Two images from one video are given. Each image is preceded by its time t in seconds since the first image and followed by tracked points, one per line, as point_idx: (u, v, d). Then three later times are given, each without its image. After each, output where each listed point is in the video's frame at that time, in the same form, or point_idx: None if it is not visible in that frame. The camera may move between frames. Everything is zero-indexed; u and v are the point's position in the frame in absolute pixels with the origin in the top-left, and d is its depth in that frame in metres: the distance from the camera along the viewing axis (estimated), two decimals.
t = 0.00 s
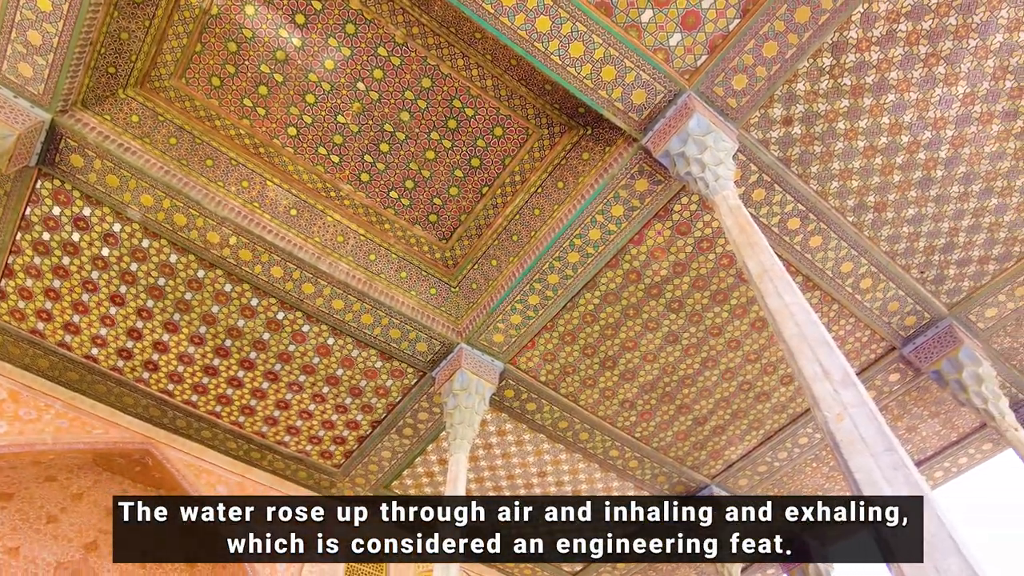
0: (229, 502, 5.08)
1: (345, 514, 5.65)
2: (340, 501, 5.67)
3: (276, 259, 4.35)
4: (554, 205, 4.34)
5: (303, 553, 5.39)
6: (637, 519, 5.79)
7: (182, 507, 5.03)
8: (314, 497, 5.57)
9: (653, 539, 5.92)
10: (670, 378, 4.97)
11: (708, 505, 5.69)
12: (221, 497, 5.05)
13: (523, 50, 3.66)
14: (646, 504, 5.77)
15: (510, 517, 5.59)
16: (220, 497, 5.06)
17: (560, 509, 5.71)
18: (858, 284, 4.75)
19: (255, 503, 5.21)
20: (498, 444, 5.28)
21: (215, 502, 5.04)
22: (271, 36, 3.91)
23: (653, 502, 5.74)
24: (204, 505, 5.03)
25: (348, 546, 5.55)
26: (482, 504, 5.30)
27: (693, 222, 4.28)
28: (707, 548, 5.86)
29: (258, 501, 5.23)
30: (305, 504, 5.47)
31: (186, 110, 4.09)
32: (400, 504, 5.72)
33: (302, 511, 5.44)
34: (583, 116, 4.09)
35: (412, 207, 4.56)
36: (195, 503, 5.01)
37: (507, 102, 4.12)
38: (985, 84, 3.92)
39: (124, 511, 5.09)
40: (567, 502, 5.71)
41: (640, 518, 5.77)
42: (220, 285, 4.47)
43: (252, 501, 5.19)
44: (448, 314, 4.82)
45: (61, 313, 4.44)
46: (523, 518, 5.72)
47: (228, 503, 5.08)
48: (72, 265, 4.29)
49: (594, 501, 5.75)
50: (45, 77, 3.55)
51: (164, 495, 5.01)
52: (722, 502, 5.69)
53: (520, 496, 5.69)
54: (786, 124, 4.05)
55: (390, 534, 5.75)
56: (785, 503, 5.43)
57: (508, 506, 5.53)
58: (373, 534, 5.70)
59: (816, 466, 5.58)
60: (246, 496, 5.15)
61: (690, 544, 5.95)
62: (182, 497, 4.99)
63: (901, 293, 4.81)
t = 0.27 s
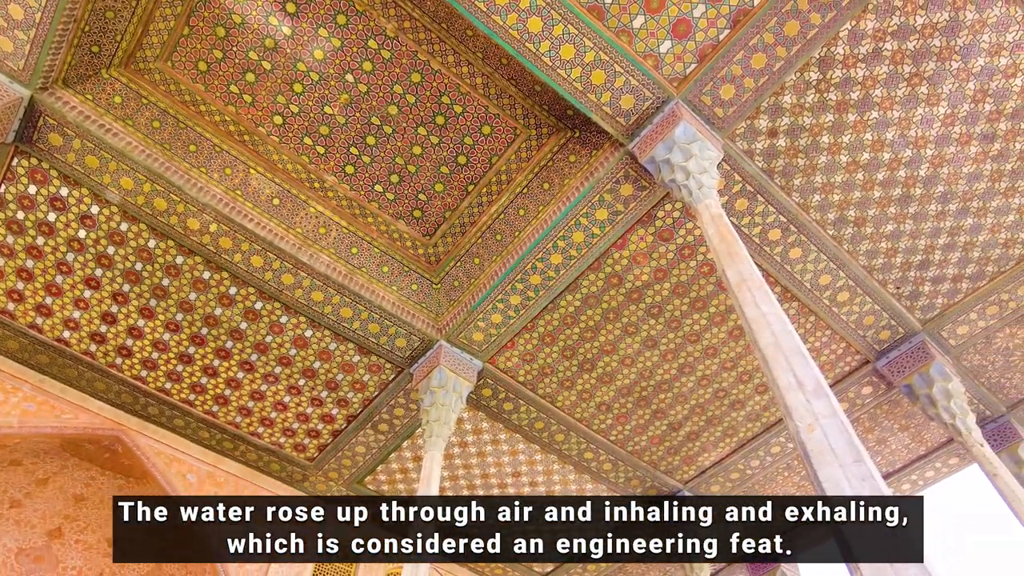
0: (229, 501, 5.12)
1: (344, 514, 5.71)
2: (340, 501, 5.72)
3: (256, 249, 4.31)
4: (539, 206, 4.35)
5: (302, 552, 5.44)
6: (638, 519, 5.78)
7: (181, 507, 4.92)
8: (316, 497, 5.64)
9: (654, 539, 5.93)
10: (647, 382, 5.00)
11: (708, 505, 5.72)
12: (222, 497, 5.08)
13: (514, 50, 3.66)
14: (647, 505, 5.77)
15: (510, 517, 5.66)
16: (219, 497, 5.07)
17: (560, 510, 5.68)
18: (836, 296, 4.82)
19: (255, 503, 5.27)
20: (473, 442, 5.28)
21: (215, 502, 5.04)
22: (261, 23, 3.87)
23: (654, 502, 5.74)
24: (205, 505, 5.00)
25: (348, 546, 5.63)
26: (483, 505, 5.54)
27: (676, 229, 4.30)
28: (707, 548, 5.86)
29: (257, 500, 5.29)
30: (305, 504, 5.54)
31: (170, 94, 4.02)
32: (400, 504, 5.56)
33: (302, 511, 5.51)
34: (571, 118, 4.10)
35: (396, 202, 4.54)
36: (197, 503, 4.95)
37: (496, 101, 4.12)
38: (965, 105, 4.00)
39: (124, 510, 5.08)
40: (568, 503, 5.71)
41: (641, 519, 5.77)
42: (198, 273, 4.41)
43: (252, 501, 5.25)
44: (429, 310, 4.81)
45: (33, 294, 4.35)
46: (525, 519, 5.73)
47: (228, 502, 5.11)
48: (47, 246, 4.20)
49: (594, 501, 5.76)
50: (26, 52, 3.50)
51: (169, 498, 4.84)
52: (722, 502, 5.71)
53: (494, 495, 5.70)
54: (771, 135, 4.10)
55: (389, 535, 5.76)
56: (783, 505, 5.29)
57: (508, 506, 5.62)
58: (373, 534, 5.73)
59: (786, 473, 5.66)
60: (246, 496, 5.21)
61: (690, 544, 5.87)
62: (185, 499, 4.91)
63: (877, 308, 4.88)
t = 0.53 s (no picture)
0: (229, 502, 5.20)
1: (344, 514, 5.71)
2: (340, 502, 5.74)
3: (238, 238, 4.27)
4: (525, 207, 4.35)
5: (303, 552, 5.59)
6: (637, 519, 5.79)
7: (182, 507, 4.92)
8: (316, 497, 5.68)
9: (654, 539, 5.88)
10: (626, 386, 5.03)
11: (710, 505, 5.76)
12: (222, 497, 5.15)
13: (505, 49, 3.66)
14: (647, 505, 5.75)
15: (510, 517, 5.73)
16: (220, 497, 5.14)
17: (560, 509, 5.75)
18: (815, 308, 4.88)
19: (255, 504, 5.36)
20: (450, 441, 5.27)
21: (216, 502, 5.11)
22: (251, 10, 3.83)
23: (653, 502, 5.69)
24: (205, 505, 5.06)
25: (347, 546, 5.73)
26: (483, 504, 5.63)
27: (659, 235, 4.33)
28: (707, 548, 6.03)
29: (258, 501, 5.38)
30: (305, 504, 5.61)
31: (156, 77, 3.96)
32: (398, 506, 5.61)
33: (302, 512, 5.59)
34: (560, 120, 4.11)
35: (382, 196, 4.52)
36: (197, 503, 5.00)
37: (486, 100, 4.12)
38: (947, 125, 4.07)
39: (123, 511, 4.96)
40: (567, 503, 5.75)
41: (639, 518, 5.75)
42: (178, 260, 4.36)
43: (251, 501, 5.34)
44: (410, 307, 4.80)
45: (7, 276, 4.26)
46: (523, 518, 5.79)
47: (228, 503, 5.20)
48: (22, 227, 4.12)
49: (593, 501, 5.76)
50: (7, 28, 3.43)
51: (166, 498, 4.86)
52: (721, 502, 5.79)
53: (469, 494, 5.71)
54: (757, 146, 4.13)
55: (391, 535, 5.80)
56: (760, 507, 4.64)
57: (507, 505, 5.69)
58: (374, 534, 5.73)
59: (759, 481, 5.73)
60: (246, 496, 5.29)
61: (691, 544, 6.00)
62: (184, 499, 4.94)
63: (855, 320, 4.95)
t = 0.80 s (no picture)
0: (229, 502, 5.26)
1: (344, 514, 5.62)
2: (339, 502, 5.72)
3: (222, 227, 4.24)
4: (513, 207, 4.36)
5: (301, 552, 5.62)
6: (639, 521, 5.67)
7: (183, 507, 4.96)
8: (315, 497, 5.71)
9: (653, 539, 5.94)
10: (607, 389, 5.05)
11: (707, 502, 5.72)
12: (222, 497, 5.21)
13: (497, 48, 3.66)
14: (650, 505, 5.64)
15: (510, 517, 5.71)
16: (220, 497, 5.20)
17: (561, 511, 5.69)
18: (795, 317, 4.93)
19: (255, 503, 5.41)
20: (430, 438, 5.27)
21: (216, 503, 5.16)
22: None
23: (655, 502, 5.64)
24: (205, 504, 5.09)
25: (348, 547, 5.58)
26: (483, 504, 5.59)
27: (645, 240, 4.35)
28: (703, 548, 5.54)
29: (258, 501, 5.44)
30: (305, 504, 5.66)
31: (144, 62, 3.91)
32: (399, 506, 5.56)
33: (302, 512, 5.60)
34: (550, 122, 4.12)
35: (369, 190, 4.50)
36: (197, 503, 5.04)
37: (477, 98, 4.11)
38: (930, 141, 4.13)
39: (123, 511, 4.79)
40: (567, 503, 5.71)
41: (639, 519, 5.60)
42: (160, 248, 4.31)
43: (252, 501, 5.40)
44: (394, 303, 4.79)
45: None
46: (524, 519, 5.76)
47: (228, 503, 5.26)
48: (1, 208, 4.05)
49: (594, 501, 5.78)
50: None
51: (166, 498, 4.88)
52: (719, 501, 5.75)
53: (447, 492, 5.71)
54: (744, 155, 4.17)
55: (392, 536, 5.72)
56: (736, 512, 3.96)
57: (508, 505, 5.67)
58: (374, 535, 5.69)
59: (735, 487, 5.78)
60: (245, 497, 5.37)
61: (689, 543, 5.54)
62: (184, 499, 4.97)
63: (834, 331, 5.00)
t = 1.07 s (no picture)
0: (228, 502, 5.29)
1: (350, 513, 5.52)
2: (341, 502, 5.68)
3: (207, 217, 4.20)
4: (501, 206, 4.36)
5: (302, 552, 5.59)
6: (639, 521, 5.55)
7: (183, 507, 5.01)
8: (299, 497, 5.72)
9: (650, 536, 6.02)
10: (589, 390, 5.07)
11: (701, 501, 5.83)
12: (222, 497, 5.25)
13: (490, 46, 3.66)
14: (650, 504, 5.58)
15: (510, 517, 5.70)
16: (220, 498, 5.24)
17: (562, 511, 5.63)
18: (777, 324, 4.98)
19: (255, 503, 5.49)
20: (410, 435, 5.26)
21: (216, 503, 5.19)
22: None
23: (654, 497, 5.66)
24: (205, 505, 5.14)
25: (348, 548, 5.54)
26: (484, 505, 5.51)
27: (631, 243, 4.37)
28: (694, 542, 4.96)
29: (257, 501, 5.52)
30: (305, 504, 5.67)
31: (132, 47, 3.86)
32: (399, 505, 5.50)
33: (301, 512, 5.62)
34: (540, 122, 4.12)
35: (357, 185, 4.48)
36: (197, 502, 5.10)
37: (468, 96, 4.11)
38: (915, 155, 4.19)
39: (124, 511, 4.77)
40: (567, 503, 5.66)
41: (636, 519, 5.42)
42: (143, 236, 4.26)
43: (251, 501, 5.48)
44: (379, 299, 4.77)
45: None
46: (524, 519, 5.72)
47: (228, 504, 5.29)
48: None
49: (594, 501, 5.75)
50: None
51: (167, 498, 4.93)
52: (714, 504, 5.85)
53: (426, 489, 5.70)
54: (732, 162, 4.20)
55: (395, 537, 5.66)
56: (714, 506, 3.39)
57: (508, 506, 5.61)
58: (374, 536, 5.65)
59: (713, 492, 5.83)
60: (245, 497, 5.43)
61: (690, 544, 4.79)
62: (185, 500, 5.03)
63: (816, 339, 5.05)
